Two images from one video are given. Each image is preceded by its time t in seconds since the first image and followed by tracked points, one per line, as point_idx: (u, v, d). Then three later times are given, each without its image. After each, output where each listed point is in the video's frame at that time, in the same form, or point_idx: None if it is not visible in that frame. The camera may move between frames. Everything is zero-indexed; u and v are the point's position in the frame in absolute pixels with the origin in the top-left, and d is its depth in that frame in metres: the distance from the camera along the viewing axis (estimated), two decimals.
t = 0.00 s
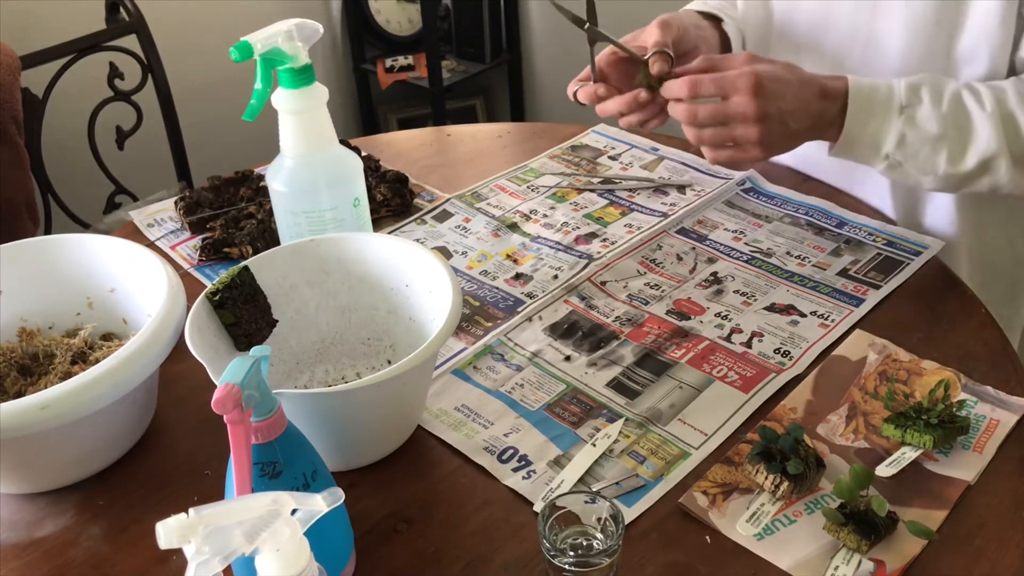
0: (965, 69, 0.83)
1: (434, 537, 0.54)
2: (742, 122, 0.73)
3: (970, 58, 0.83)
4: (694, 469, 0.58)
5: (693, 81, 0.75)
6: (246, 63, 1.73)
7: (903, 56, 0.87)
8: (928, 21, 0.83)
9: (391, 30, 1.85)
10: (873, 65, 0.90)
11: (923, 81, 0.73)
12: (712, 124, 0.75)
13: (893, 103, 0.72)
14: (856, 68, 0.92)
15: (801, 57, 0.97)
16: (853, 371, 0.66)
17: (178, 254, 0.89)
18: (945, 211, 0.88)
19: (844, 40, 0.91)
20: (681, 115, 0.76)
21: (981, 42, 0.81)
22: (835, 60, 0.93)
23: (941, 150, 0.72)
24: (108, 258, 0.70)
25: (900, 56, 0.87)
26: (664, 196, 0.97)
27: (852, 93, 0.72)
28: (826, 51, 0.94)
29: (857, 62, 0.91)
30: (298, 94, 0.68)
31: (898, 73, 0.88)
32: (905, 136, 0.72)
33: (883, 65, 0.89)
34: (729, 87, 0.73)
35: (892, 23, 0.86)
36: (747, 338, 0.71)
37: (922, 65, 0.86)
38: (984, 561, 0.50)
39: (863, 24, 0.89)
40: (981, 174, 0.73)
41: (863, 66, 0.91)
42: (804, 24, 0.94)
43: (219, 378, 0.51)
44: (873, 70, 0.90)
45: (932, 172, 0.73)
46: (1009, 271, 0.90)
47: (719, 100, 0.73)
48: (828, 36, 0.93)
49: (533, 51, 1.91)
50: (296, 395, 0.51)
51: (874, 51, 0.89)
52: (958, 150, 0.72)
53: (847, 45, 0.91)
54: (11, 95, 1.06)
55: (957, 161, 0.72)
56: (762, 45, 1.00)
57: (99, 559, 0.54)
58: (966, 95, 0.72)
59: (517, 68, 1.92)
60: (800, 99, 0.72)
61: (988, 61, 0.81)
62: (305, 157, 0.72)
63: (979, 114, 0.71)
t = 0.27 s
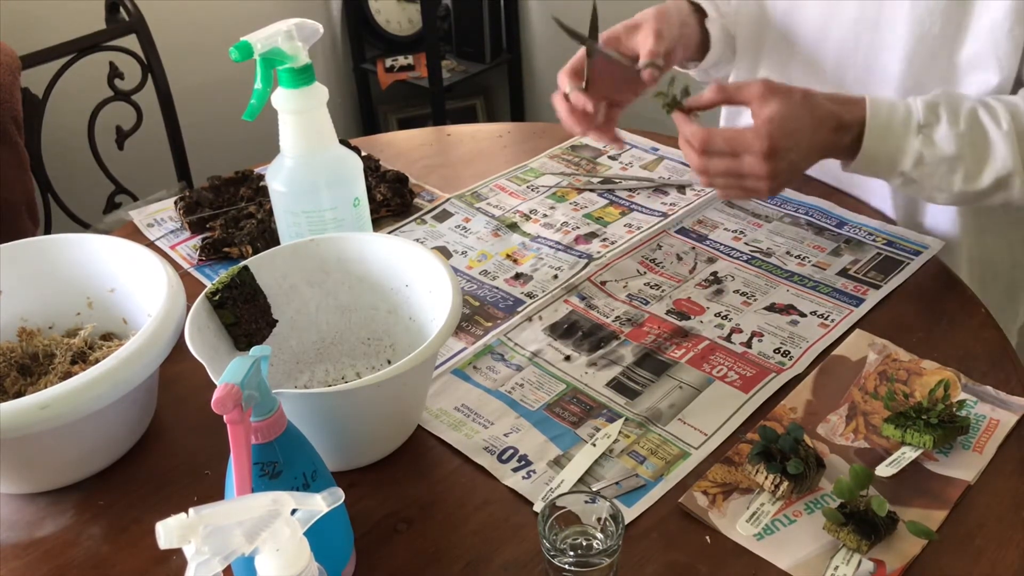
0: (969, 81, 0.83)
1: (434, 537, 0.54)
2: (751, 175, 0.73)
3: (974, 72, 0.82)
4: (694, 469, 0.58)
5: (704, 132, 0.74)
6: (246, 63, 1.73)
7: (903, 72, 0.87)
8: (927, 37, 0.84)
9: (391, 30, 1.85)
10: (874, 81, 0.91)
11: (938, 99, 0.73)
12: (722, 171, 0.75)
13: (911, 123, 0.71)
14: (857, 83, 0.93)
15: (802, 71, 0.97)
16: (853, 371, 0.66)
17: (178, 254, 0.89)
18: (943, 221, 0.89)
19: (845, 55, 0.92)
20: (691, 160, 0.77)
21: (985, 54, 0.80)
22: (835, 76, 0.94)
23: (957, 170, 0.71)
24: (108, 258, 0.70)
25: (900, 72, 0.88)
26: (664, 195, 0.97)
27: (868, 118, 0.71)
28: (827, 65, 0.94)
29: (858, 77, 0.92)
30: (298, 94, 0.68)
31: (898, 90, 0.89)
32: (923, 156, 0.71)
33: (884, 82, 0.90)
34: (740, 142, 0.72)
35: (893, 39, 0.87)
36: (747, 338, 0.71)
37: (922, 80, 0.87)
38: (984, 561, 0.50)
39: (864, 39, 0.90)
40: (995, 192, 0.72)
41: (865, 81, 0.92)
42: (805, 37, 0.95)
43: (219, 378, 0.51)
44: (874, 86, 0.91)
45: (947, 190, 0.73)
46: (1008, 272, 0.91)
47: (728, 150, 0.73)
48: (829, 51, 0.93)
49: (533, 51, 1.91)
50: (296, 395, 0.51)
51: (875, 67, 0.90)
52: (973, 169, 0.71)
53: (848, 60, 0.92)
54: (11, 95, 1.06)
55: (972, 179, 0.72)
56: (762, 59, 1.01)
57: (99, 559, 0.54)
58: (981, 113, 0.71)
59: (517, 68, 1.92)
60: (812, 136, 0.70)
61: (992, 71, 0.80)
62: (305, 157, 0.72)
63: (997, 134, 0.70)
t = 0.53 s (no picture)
0: (969, 89, 0.83)
1: (433, 537, 0.54)
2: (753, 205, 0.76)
3: (974, 80, 0.82)
4: (694, 469, 0.58)
5: (711, 168, 0.77)
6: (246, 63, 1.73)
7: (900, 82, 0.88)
8: (926, 45, 0.85)
9: (391, 30, 1.85)
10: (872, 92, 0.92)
11: (953, 113, 0.73)
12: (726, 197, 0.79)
13: (927, 140, 0.71)
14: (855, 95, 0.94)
15: (801, 80, 0.98)
16: (853, 371, 0.66)
17: (178, 254, 0.89)
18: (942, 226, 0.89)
19: (843, 65, 0.93)
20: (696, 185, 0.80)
21: (982, 62, 0.80)
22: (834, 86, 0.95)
23: (971, 186, 0.72)
24: (108, 258, 0.70)
25: (897, 82, 0.88)
26: (664, 195, 0.97)
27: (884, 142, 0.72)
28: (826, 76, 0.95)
29: (856, 87, 0.93)
30: (298, 94, 0.68)
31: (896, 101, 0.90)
32: (938, 174, 0.72)
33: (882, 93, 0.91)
34: (746, 181, 0.75)
35: (888, 50, 0.87)
36: (748, 338, 0.71)
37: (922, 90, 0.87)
38: (984, 561, 0.50)
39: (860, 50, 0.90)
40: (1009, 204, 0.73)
41: (863, 91, 0.93)
42: (803, 46, 0.96)
43: (219, 378, 0.51)
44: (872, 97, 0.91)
45: (959, 204, 0.74)
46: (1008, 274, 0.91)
47: (734, 184, 0.76)
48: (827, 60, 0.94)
49: (533, 51, 1.91)
50: (296, 395, 0.51)
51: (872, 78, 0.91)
52: (987, 183, 0.72)
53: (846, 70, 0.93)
54: (11, 95, 1.06)
55: (985, 194, 0.72)
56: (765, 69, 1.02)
57: (99, 559, 0.54)
58: (995, 128, 0.71)
59: (517, 68, 1.92)
60: (821, 167, 0.72)
61: (993, 78, 0.80)
62: (305, 157, 0.72)
63: (1011, 149, 0.70)
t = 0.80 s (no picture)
0: (968, 90, 0.83)
1: (433, 538, 0.54)
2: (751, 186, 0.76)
3: (973, 82, 0.83)
4: (694, 469, 0.58)
5: (715, 151, 0.76)
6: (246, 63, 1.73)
7: (898, 85, 0.88)
8: (922, 51, 0.85)
9: (391, 30, 1.85)
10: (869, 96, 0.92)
11: (958, 108, 0.73)
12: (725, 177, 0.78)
13: (935, 135, 0.72)
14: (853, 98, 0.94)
15: (800, 84, 0.98)
16: (853, 371, 0.66)
17: (178, 254, 0.89)
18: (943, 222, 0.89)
19: (841, 68, 0.93)
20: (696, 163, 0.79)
21: (982, 62, 0.80)
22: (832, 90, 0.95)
23: (977, 181, 0.73)
24: (108, 258, 0.70)
25: (895, 85, 0.88)
26: (664, 196, 0.97)
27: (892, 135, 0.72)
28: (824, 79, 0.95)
29: (854, 91, 0.93)
30: (298, 94, 0.68)
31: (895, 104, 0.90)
32: (946, 169, 0.72)
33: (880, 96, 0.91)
34: (748, 166, 0.75)
35: (886, 53, 0.88)
36: (747, 338, 0.71)
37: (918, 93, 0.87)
38: (984, 561, 0.50)
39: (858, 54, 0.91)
40: (1014, 198, 0.74)
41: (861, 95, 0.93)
42: (801, 50, 0.96)
43: (219, 378, 0.51)
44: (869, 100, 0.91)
45: (964, 200, 0.74)
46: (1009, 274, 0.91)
47: (735, 168, 0.76)
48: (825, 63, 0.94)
49: (533, 51, 1.91)
50: (296, 395, 0.51)
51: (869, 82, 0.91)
52: (992, 179, 0.73)
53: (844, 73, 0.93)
54: (11, 95, 1.06)
55: (992, 189, 0.73)
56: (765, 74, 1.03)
57: (99, 559, 0.54)
58: (1002, 122, 0.72)
59: (517, 68, 1.92)
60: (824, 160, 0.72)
61: (994, 78, 0.80)
62: (305, 157, 0.72)
63: (1017, 144, 0.71)
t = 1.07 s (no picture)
0: (968, 90, 0.83)
1: (433, 538, 0.54)
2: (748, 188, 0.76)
3: (972, 82, 0.83)
4: (693, 469, 0.58)
5: (711, 154, 0.76)
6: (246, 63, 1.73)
7: (896, 87, 0.88)
8: (920, 53, 0.85)
9: (391, 30, 1.85)
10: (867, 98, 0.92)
11: (958, 108, 0.73)
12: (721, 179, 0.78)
13: (936, 135, 0.72)
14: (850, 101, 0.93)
15: (797, 87, 0.98)
16: (853, 371, 0.66)
17: (178, 254, 0.89)
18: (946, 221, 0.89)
19: (837, 71, 0.93)
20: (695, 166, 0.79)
21: (981, 62, 0.80)
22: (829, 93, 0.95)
23: (978, 181, 0.73)
24: (108, 258, 0.70)
25: (893, 86, 0.88)
26: (664, 196, 0.97)
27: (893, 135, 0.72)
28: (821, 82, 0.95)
29: (852, 94, 0.93)
30: (298, 94, 0.68)
31: (894, 106, 0.89)
32: (947, 169, 0.72)
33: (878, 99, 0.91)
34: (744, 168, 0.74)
35: (883, 55, 0.88)
36: (747, 338, 0.71)
37: (916, 96, 0.87)
38: (984, 561, 0.50)
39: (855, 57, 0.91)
40: (1016, 197, 0.74)
41: (858, 98, 0.92)
42: (798, 53, 0.96)
43: (219, 378, 0.51)
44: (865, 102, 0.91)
45: (966, 199, 0.74)
46: (1010, 273, 0.91)
47: (731, 172, 0.75)
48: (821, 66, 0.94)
49: (533, 51, 1.92)
50: (297, 395, 0.51)
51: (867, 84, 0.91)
52: (994, 178, 0.73)
53: (841, 76, 0.93)
54: (11, 95, 1.06)
55: (992, 189, 0.73)
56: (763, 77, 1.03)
57: (99, 559, 0.54)
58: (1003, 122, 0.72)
59: (517, 68, 1.92)
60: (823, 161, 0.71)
61: (994, 78, 0.80)
62: (305, 157, 0.72)
63: (1018, 143, 0.71)
